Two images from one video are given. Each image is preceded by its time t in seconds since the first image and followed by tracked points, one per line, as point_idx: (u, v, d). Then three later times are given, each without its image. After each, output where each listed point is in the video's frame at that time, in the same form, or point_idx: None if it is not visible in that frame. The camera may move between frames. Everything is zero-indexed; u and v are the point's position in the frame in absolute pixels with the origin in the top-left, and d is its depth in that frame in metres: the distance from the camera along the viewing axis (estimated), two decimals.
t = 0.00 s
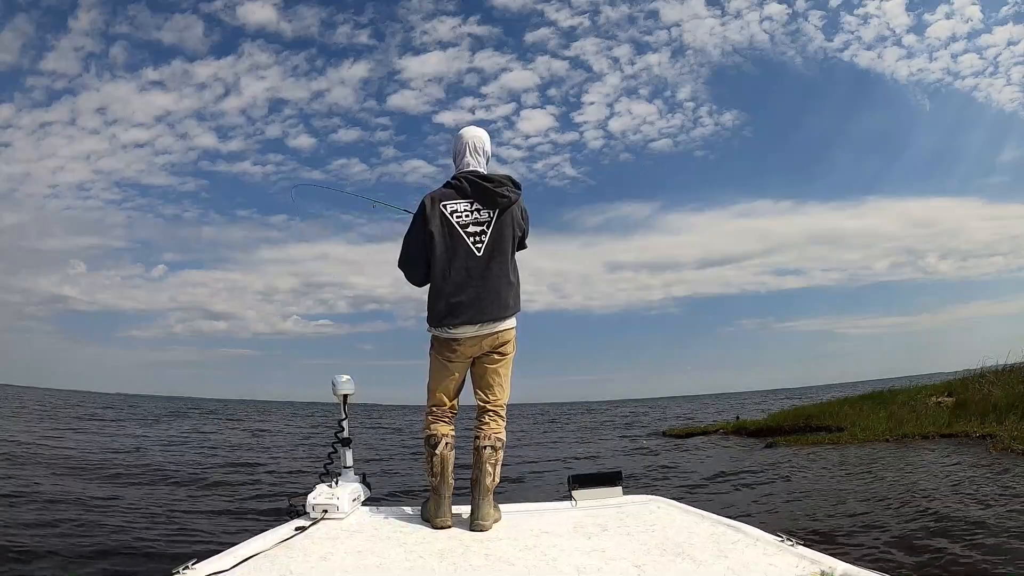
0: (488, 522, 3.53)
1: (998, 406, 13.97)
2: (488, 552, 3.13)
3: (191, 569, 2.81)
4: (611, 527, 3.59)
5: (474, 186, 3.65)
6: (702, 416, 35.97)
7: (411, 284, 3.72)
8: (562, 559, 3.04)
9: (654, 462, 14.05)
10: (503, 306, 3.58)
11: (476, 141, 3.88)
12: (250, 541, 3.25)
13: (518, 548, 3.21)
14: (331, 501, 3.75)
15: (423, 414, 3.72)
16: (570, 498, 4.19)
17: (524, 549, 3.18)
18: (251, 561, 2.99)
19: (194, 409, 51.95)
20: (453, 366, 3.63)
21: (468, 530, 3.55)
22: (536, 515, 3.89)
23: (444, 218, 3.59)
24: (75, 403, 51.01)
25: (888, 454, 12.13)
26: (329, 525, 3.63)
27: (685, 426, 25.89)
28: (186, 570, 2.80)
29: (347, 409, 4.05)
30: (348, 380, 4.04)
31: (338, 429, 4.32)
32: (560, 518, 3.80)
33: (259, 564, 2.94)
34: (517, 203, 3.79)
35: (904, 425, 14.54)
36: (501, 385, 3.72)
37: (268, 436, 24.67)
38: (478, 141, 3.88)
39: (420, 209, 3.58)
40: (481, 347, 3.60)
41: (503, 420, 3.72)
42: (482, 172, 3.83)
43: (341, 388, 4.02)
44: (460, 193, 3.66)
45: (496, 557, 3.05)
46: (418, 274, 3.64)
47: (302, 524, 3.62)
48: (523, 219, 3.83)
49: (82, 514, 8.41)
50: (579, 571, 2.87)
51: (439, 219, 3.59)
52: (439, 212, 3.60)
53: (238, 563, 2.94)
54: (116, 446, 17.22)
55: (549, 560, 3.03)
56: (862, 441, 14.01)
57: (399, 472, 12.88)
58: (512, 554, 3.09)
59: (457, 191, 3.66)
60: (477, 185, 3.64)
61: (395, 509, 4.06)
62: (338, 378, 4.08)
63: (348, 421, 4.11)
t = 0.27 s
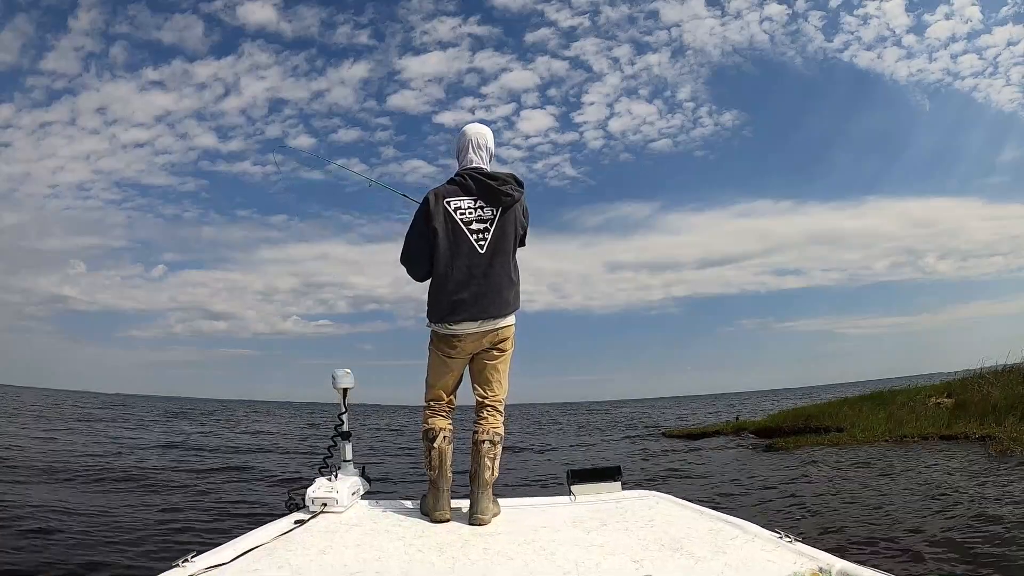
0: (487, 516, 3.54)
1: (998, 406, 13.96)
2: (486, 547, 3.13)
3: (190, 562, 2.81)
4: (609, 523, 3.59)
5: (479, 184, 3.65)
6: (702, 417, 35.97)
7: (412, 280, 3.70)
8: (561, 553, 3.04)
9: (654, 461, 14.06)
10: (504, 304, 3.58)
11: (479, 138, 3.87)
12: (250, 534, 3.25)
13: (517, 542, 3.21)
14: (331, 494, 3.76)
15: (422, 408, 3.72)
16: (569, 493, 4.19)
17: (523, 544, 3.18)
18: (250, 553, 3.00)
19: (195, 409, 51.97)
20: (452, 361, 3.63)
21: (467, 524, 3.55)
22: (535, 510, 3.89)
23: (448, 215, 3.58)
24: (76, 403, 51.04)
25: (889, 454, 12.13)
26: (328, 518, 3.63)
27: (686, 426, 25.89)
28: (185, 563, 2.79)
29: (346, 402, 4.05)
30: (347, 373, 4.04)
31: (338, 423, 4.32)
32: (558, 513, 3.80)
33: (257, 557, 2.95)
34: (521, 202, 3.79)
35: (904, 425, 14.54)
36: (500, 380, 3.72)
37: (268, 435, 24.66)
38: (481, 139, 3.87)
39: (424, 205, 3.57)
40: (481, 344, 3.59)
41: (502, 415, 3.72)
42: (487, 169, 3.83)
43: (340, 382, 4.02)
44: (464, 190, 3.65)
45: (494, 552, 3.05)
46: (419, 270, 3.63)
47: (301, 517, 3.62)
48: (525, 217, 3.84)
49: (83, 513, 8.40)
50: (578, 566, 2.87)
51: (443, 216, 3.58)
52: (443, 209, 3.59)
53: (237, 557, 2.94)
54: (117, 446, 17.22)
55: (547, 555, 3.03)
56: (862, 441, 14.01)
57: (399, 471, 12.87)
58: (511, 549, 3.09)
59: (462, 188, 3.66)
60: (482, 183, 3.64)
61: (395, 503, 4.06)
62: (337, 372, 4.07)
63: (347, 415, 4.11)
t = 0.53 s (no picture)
0: (487, 514, 3.53)
1: (998, 407, 13.98)
2: (486, 544, 3.13)
3: (191, 559, 2.81)
4: (610, 520, 3.59)
5: (482, 179, 3.65)
6: (702, 417, 36.01)
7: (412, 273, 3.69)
8: (561, 551, 3.04)
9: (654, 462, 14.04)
10: (505, 301, 3.59)
11: (482, 134, 3.87)
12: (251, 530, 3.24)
13: (517, 539, 3.20)
14: (331, 491, 3.75)
15: (422, 404, 3.72)
16: (569, 490, 4.18)
17: (523, 541, 3.18)
18: (251, 550, 2.99)
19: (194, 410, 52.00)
20: (451, 356, 3.63)
21: (467, 521, 3.55)
22: (535, 507, 3.89)
23: (452, 210, 3.58)
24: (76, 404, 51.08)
25: (889, 455, 12.13)
26: (328, 515, 3.62)
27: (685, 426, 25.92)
28: (186, 560, 2.79)
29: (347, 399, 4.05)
30: (347, 370, 4.03)
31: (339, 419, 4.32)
32: (559, 510, 3.80)
33: (259, 553, 2.94)
34: (522, 197, 3.79)
35: (904, 426, 14.55)
36: (500, 376, 3.73)
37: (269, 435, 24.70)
38: (484, 135, 3.87)
39: (427, 198, 3.56)
40: (480, 340, 3.60)
41: (501, 412, 3.73)
42: (490, 165, 3.82)
43: (341, 378, 4.02)
44: (467, 185, 3.65)
45: (494, 549, 3.05)
46: (421, 264, 3.62)
47: (302, 514, 3.62)
48: (526, 213, 3.84)
49: (83, 513, 8.41)
50: (578, 563, 2.87)
51: (446, 210, 3.57)
52: (447, 204, 3.58)
53: (238, 553, 2.94)
54: (118, 446, 17.25)
55: (547, 552, 3.03)
56: (861, 442, 14.03)
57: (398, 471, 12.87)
58: (511, 546, 3.09)
59: (465, 183, 3.65)
60: (485, 179, 3.65)
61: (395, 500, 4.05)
62: (337, 368, 4.07)
63: (348, 412, 4.10)
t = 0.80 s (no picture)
0: (488, 515, 3.53)
1: (997, 407, 13.97)
2: (487, 545, 3.13)
3: (192, 561, 2.81)
4: (610, 520, 3.59)
5: (484, 176, 3.66)
6: (702, 417, 36.03)
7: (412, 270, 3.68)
8: (562, 551, 3.04)
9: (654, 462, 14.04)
10: (506, 298, 3.59)
11: (483, 131, 3.86)
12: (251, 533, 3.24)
13: (518, 540, 3.21)
14: (331, 492, 3.76)
15: (422, 404, 3.72)
16: (570, 491, 4.19)
17: (524, 542, 3.18)
18: (252, 553, 2.99)
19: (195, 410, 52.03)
20: (453, 355, 3.62)
21: (468, 522, 3.55)
22: (536, 507, 3.89)
23: (454, 206, 3.58)
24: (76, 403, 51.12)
25: (889, 455, 12.13)
26: (329, 517, 3.62)
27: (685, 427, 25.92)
28: (187, 562, 2.79)
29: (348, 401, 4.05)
30: (348, 371, 4.04)
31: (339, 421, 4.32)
32: (559, 511, 3.80)
33: (260, 556, 2.94)
34: (524, 195, 3.80)
35: (904, 426, 14.55)
36: (500, 376, 3.73)
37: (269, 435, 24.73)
38: (485, 132, 3.86)
39: (429, 195, 3.56)
40: (481, 339, 3.60)
41: (502, 412, 3.72)
42: (491, 163, 3.83)
43: (341, 380, 4.02)
44: (469, 181, 3.65)
45: (495, 549, 3.05)
46: (422, 261, 3.61)
47: (303, 516, 3.62)
48: (526, 210, 3.84)
49: (83, 513, 8.42)
50: (579, 563, 2.87)
51: (448, 207, 3.57)
52: (449, 200, 3.58)
53: (239, 556, 2.94)
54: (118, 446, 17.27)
55: (548, 552, 3.03)
56: (861, 442, 14.04)
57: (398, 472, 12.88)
58: (511, 547, 3.09)
59: (467, 179, 3.66)
60: (488, 176, 3.65)
61: (396, 502, 4.05)
62: (337, 370, 4.07)
63: (348, 413, 4.10)
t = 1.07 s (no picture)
0: (488, 519, 3.53)
1: (997, 407, 13.97)
2: (487, 550, 3.13)
3: (192, 566, 2.81)
4: (611, 524, 3.59)
5: (484, 177, 3.66)
6: (702, 417, 36.03)
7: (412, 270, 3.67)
8: (562, 555, 3.04)
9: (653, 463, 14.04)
10: (506, 299, 3.60)
11: (483, 132, 3.86)
12: (251, 538, 3.24)
13: (518, 544, 3.21)
14: (331, 497, 3.76)
15: (423, 408, 3.72)
16: (570, 495, 4.19)
17: (524, 546, 3.18)
18: (251, 558, 2.99)
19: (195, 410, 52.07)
20: (454, 357, 3.63)
21: (468, 527, 3.55)
22: (536, 512, 3.89)
23: (454, 206, 3.58)
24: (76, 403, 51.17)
25: (889, 455, 12.13)
26: (329, 522, 3.63)
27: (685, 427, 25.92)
28: (187, 567, 2.80)
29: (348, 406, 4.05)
30: (348, 377, 4.04)
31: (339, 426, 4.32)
32: (560, 515, 3.80)
33: (260, 561, 2.94)
34: (524, 195, 3.80)
35: (904, 426, 14.55)
36: (501, 379, 3.73)
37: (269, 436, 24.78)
38: (485, 134, 3.86)
39: (429, 195, 3.56)
40: (482, 341, 3.60)
41: (502, 415, 3.72)
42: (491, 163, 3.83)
43: (342, 385, 4.02)
44: (469, 182, 3.65)
45: (495, 554, 3.05)
46: (422, 261, 3.61)
47: (303, 521, 3.62)
48: (526, 211, 3.84)
49: (84, 514, 8.44)
50: (579, 568, 2.87)
51: (448, 207, 3.57)
52: (449, 200, 3.58)
53: (239, 561, 2.95)
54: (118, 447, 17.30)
55: (548, 557, 3.03)
56: (861, 442, 14.03)
57: (398, 473, 12.88)
58: (512, 551, 3.09)
59: (468, 179, 3.66)
60: (488, 176, 3.65)
61: (396, 507, 4.05)
62: (337, 375, 4.07)
63: (349, 418, 4.10)
